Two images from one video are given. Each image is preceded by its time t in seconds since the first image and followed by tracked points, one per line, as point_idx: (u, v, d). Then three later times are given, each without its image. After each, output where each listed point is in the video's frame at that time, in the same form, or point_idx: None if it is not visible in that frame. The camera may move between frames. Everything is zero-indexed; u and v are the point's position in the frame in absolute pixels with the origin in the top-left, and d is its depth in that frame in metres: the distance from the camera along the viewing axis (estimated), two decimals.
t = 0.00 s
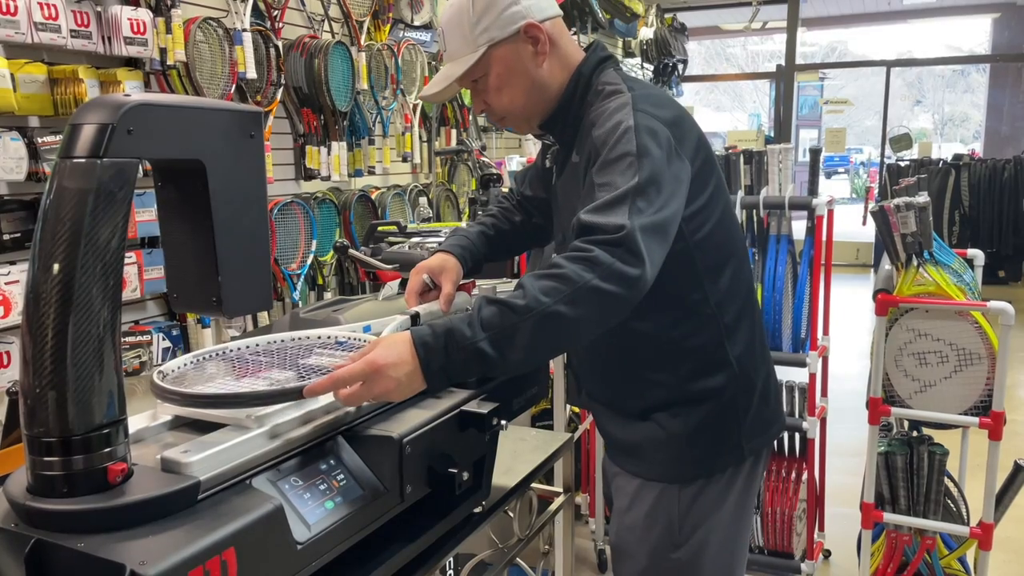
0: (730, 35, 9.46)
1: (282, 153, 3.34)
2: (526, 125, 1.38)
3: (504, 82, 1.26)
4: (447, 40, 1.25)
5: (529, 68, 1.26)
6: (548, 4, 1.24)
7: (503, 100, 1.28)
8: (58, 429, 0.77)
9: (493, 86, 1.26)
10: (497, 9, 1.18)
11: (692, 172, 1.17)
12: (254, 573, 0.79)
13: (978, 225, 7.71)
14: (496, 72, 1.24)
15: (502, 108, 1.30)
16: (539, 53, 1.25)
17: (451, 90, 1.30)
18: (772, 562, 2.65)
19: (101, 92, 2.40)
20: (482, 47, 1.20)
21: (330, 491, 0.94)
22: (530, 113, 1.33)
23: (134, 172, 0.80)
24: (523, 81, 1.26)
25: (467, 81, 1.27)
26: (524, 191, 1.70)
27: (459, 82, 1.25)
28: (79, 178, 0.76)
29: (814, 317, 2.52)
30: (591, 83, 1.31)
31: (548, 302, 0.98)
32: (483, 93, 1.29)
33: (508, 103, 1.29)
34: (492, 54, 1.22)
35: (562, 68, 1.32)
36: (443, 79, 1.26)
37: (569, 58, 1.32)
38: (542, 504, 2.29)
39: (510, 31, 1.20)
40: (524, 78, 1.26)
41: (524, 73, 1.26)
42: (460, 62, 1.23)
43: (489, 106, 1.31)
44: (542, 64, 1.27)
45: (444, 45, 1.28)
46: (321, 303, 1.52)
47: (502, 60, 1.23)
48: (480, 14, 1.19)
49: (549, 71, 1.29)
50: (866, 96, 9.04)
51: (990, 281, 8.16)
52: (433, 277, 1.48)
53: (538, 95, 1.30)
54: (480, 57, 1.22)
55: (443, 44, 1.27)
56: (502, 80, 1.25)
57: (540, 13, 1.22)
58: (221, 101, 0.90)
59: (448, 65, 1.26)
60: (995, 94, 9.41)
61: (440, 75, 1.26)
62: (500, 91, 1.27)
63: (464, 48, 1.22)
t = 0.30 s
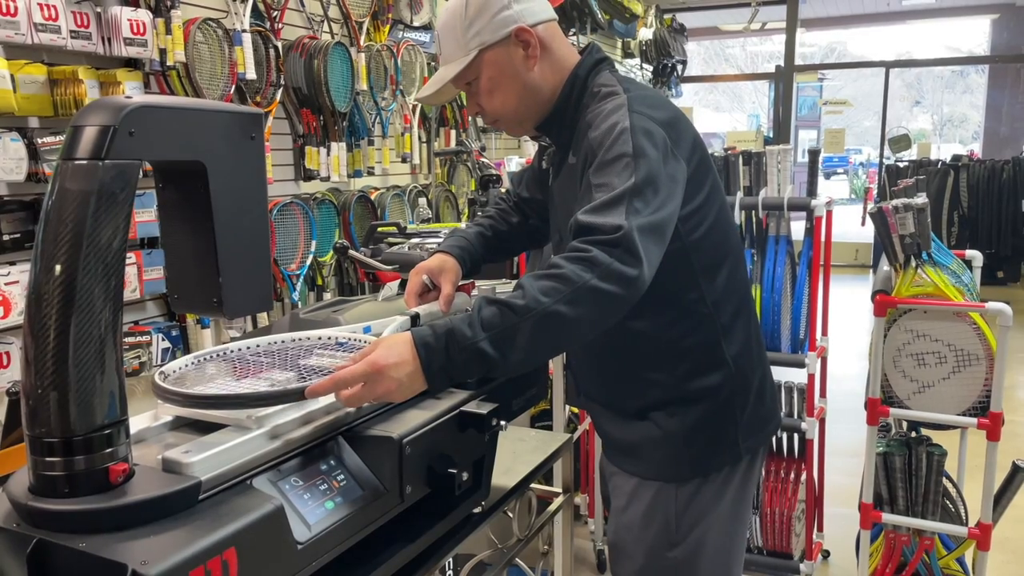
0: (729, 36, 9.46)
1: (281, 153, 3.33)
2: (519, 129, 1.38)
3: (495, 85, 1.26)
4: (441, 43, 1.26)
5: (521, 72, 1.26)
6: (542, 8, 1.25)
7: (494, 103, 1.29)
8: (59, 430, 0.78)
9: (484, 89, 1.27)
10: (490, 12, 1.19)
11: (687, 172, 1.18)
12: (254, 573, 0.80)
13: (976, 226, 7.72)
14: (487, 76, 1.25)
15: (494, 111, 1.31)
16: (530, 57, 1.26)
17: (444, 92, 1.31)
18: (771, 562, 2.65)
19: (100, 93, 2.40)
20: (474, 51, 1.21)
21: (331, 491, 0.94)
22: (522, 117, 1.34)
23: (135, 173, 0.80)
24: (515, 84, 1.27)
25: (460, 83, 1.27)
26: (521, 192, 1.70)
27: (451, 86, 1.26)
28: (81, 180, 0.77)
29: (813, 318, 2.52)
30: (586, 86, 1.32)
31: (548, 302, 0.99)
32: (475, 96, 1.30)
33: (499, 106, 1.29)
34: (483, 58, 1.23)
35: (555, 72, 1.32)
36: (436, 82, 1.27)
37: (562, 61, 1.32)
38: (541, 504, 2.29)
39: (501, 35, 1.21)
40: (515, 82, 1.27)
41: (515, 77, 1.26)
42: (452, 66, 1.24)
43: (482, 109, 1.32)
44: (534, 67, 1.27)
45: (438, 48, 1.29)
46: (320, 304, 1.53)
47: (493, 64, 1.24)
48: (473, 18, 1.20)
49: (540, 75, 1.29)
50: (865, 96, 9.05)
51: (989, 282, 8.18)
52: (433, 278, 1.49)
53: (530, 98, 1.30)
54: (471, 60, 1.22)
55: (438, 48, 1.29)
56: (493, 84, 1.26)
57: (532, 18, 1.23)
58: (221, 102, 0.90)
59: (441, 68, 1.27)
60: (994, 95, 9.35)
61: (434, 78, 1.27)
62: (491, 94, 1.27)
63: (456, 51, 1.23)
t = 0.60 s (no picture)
0: (728, 37, 9.46)
1: (280, 154, 3.33)
2: (521, 126, 1.39)
3: (501, 83, 1.27)
4: (444, 43, 1.26)
5: (525, 69, 1.27)
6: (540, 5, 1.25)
7: (500, 102, 1.29)
8: (59, 430, 0.78)
9: (490, 87, 1.27)
10: (494, 11, 1.19)
11: (685, 172, 1.18)
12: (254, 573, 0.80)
13: (975, 227, 7.72)
14: (493, 74, 1.25)
15: (499, 109, 1.31)
16: (535, 53, 1.26)
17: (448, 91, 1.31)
18: (769, 562, 2.66)
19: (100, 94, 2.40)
20: (479, 50, 1.22)
21: (330, 491, 0.94)
22: (526, 115, 1.34)
23: (135, 174, 0.80)
24: (519, 82, 1.27)
25: (464, 83, 1.27)
26: (518, 193, 1.71)
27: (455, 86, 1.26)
28: (81, 181, 0.77)
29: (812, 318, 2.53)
30: (584, 86, 1.32)
31: (547, 300, 0.99)
32: (480, 95, 1.30)
33: (505, 104, 1.29)
34: (488, 56, 1.23)
35: (558, 68, 1.32)
36: (440, 83, 1.26)
37: (564, 58, 1.33)
38: (540, 504, 2.29)
39: (505, 33, 1.21)
40: (520, 80, 1.27)
41: (520, 74, 1.27)
42: (456, 65, 1.24)
43: (487, 108, 1.32)
44: (538, 63, 1.28)
45: (441, 49, 1.29)
46: (320, 304, 1.53)
47: (498, 62, 1.24)
48: (477, 17, 1.20)
49: (544, 71, 1.30)
50: (864, 97, 9.06)
51: (987, 283, 8.19)
52: (432, 279, 1.48)
53: (535, 95, 1.31)
54: (476, 59, 1.22)
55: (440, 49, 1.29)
56: (499, 82, 1.26)
57: (535, 14, 1.23)
58: (221, 104, 0.90)
59: (444, 68, 1.27)
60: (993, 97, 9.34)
61: (437, 79, 1.27)
62: (497, 93, 1.28)
63: (460, 51, 1.23)
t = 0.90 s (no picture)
0: (727, 38, 9.47)
1: (279, 155, 3.33)
2: (535, 120, 1.39)
3: (537, 72, 1.27)
4: (470, 30, 1.22)
5: (557, 58, 1.28)
6: None
7: (530, 91, 1.29)
8: (56, 431, 0.78)
9: (522, 76, 1.26)
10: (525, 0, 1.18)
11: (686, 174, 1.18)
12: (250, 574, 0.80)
13: (973, 228, 7.73)
14: (530, 62, 1.25)
15: (526, 98, 1.30)
16: (565, 42, 1.28)
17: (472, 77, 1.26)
18: (767, 564, 2.65)
19: (98, 95, 2.40)
20: (515, 35, 1.19)
21: (327, 492, 0.94)
22: (547, 107, 1.34)
23: (133, 175, 0.80)
24: (551, 70, 1.28)
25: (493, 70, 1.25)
26: (518, 191, 1.71)
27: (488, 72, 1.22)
28: (78, 181, 0.77)
29: (810, 320, 2.53)
30: (591, 85, 1.32)
31: (542, 300, 0.99)
32: (509, 84, 1.28)
33: (535, 92, 1.29)
34: (524, 44, 1.22)
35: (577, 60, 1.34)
36: (467, 70, 1.22)
37: (582, 51, 1.34)
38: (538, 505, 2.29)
39: (539, 19, 1.21)
40: (552, 69, 1.28)
41: (554, 63, 1.28)
42: (491, 50, 1.20)
43: (513, 97, 1.30)
44: (566, 52, 1.30)
45: (464, 33, 1.24)
46: (317, 305, 1.53)
47: (534, 49, 1.24)
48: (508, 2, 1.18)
49: (572, 60, 1.31)
50: (863, 99, 9.06)
51: (986, 284, 8.19)
52: (428, 279, 1.47)
53: (562, 86, 1.32)
54: (512, 46, 1.20)
55: (463, 33, 1.24)
56: (535, 71, 1.26)
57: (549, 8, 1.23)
58: (218, 104, 0.90)
59: (470, 55, 1.23)
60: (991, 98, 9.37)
61: (468, 65, 1.22)
62: (532, 81, 1.27)
63: (492, 37, 1.20)
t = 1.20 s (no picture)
0: (726, 39, 9.48)
1: (277, 155, 3.34)
2: (538, 121, 1.39)
3: (540, 74, 1.27)
4: (475, 30, 1.22)
5: (563, 59, 1.28)
6: None
7: (535, 92, 1.29)
8: (53, 431, 0.78)
9: (526, 77, 1.26)
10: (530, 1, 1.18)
11: (686, 177, 1.18)
12: None
13: (972, 230, 7.74)
14: (534, 64, 1.25)
15: (531, 99, 1.30)
16: (570, 43, 1.29)
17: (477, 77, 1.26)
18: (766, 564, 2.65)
19: (96, 95, 2.40)
20: (519, 37, 1.19)
21: (325, 493, 0.94)
22: (551, 108, 1.35)
23: (130, 175, 0.80)
24: (557, 71, 1.28)
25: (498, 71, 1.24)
26: (517, 190, 1.71)
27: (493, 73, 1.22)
28: (75, 181, 0.77)
29: (808, 321, 2.53)
30: (593, 86, 1.32)
31: (540, 302, 0.99)
32: (514, 86, 1.27)
33: (540, 94, 1.30)
34: (530, 45, 1.22)
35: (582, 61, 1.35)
36: (472, 71, 1.22)
37: (586, 52, 1.34)
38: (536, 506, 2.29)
39: (545, 20, 1.21)
40: (557, 71, 1.28)
41: (558, 65, 1.28)
42: (495, 51, 1.20)
43: (517, 98, 1.30)
44: (571, 53, 1.30)
45: (469, 33, 1.23)
46: (316, 305, 1.53)
47: (540, 50, 1.24)
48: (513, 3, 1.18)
49: (577, 61, 1.32)
50: (862, 100, 9.07)
51: (984, 285, 8.20)
52: (428, 279, 1.47)
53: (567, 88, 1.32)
54: (518, 46, 1.20)
55: (467, 33, 1.24)
56: (538, 73, 1.26)
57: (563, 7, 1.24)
58: (216, 104, 0.90)
59: (475, 55, 1.23)
60: (990, 100, 9.31)
61: (473, 67, 1.22)
62: (534, 84, 1.28)
63: (498, 38, 1.20)
